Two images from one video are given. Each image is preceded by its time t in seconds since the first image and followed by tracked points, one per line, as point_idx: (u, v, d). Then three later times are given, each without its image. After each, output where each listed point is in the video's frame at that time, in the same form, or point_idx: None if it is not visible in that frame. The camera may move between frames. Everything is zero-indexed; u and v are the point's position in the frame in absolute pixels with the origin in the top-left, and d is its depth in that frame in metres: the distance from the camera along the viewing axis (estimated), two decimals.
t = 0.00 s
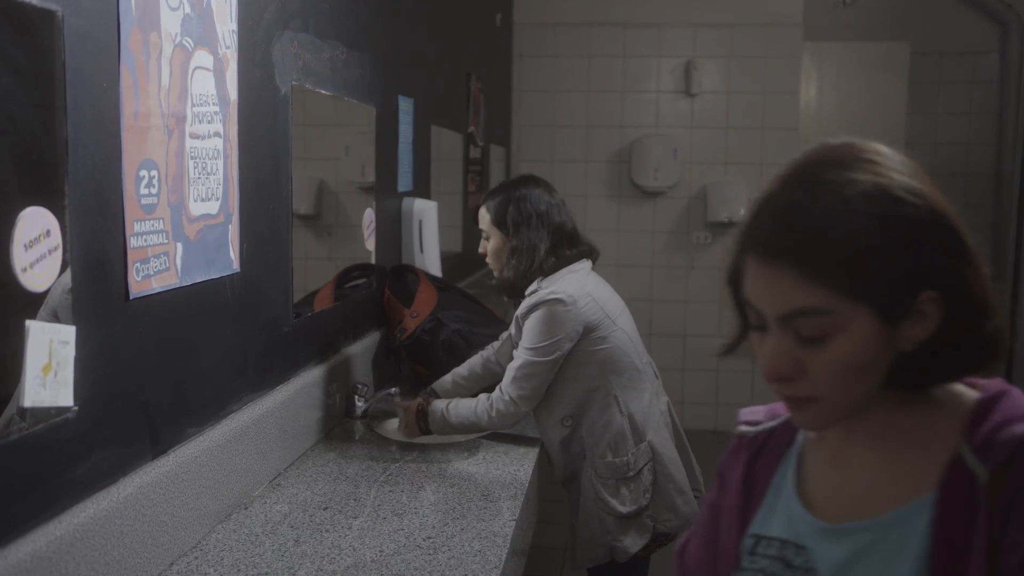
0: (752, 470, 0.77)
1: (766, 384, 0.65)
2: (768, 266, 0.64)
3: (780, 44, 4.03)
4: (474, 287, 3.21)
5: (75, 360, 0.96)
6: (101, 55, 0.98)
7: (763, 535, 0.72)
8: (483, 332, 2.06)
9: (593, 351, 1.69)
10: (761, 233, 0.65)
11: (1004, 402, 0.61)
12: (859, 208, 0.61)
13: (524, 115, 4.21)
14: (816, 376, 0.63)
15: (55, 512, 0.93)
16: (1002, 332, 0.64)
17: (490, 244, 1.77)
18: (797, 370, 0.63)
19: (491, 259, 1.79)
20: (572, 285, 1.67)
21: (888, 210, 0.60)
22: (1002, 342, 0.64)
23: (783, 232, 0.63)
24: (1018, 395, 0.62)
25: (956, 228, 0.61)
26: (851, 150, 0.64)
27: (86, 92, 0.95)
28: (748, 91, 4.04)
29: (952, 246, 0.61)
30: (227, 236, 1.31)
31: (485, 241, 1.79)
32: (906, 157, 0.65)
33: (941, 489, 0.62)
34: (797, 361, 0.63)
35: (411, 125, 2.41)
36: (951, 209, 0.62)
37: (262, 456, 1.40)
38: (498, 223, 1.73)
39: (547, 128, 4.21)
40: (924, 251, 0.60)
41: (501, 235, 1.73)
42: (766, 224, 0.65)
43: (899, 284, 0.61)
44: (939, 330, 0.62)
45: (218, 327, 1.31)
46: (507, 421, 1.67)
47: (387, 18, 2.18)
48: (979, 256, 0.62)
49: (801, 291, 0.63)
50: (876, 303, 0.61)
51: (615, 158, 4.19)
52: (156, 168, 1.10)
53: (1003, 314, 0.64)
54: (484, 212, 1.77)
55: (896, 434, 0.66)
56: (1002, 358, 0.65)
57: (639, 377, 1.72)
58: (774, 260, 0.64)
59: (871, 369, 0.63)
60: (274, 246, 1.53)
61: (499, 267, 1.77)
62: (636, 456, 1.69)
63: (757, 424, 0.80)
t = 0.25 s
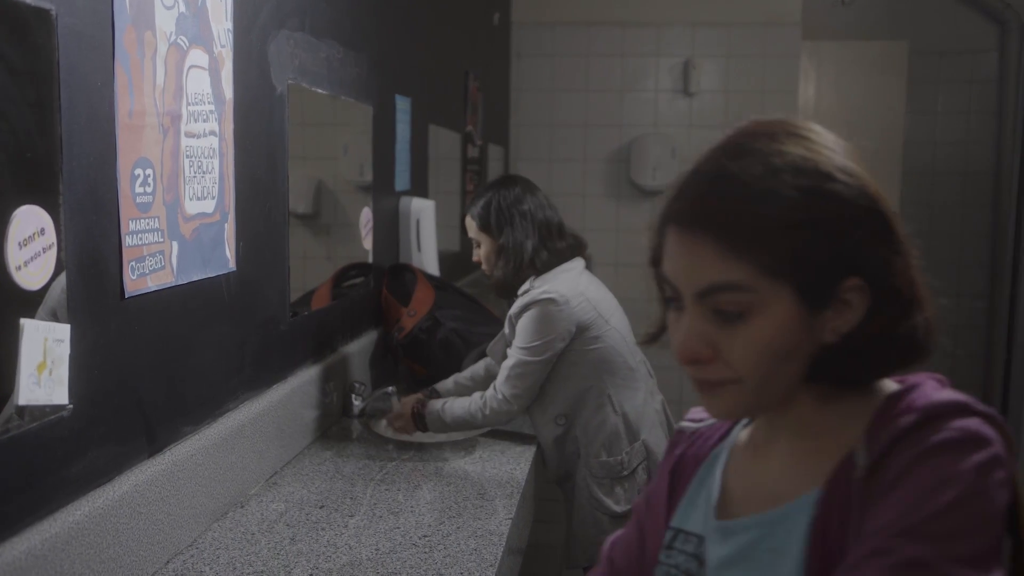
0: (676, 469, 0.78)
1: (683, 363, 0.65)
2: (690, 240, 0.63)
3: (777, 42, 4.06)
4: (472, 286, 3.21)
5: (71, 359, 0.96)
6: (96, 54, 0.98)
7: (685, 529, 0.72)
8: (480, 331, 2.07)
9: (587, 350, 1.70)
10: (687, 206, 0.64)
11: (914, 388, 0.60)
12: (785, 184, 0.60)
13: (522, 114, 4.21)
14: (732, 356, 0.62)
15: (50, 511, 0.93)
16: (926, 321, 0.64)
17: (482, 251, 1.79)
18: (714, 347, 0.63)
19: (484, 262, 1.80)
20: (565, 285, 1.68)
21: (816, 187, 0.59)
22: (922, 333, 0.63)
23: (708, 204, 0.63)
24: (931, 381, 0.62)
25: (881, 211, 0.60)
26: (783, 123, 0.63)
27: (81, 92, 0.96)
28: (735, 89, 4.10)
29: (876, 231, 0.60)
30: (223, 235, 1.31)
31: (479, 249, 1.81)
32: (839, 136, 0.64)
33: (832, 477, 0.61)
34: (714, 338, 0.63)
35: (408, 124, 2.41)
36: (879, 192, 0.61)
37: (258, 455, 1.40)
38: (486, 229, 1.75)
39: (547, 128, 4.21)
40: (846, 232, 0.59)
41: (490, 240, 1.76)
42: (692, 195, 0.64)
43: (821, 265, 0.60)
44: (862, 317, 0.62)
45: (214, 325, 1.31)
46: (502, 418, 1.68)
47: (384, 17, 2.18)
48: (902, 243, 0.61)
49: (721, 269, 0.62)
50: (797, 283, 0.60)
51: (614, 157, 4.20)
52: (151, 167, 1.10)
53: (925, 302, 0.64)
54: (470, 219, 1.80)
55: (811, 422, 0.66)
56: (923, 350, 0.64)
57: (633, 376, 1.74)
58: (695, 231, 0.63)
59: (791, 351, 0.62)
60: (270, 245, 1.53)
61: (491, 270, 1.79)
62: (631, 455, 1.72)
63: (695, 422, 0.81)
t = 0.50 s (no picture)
0: (602, 461, 0.78)
1: (611, 346, 0.64)
2: (626, 224, 0.62)
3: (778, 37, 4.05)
4: (473, 281, 3.21)
5: (73, 352, 0.96)
6: (98, 47, 0.98)
7: (603, 514, 0.73)
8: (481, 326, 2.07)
9: (589, 343, 1.69)
10: (627, 188, 0.62)
11: (830, 391, 0.61)
12: (731, 178, 0.58)
13: (523, 110, 4.21)
14: (659, 345, 0.61)
15: (53, 503, 0.93)
16: (858, 324, 0.63)
17: (485, 246, 1.82)
18: (642, 336, 0.62)
19: (487, 256, 1.82)
20: (569, 276, 1.66)
21: (760, 185, 0.58)
22: (853, 335, 0.63)
23: (648, 190, 0.61)
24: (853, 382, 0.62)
25: (822, 213, 0.59)
26: (732, 114, 0.61)
27: (83, 86, 0.96)
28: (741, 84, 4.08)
29: (815, 232, 0.59)
30: (224, 228, 1.31)
31: (481, 244, 1.84)
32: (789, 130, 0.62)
33: (735, 477, 0.62)
34: (643, 326, 0.61)
35: (409, 119, 2.41)
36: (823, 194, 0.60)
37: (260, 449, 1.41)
38: (486, 223, 1.78)
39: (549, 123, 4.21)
40: (784, 232, 0.58)
41: (491, 233, 1.78)
42: (635, 178, 0.62)
43: (754, 263, 0.58)
44: (794, 315, 0.60)
45: (216, 319, 1.31)
46: (504, 409, 1.68)
47: (385, 12, 2.18)
48: (839, 245, 0.60)
49: (652, 258, 0.60)
50: (728, 280, 0.59)
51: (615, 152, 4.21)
52: (152, 160, 1.10)
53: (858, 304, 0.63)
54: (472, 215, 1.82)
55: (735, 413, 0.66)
56: (854, 351, 0.64)
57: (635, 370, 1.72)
58: (631, 214, 0.61)
59: (719, 345, 0.61)
60: (271, 239, 1.53)
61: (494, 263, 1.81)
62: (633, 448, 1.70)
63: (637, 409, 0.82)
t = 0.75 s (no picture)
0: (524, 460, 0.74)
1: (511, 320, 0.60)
2: (535, 197, 0.59)
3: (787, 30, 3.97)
4: (479, 275, 3.19)
5: (82, 344, 0.96)
6: (107, 40, 0.98)
7: (514, 519, 0.68)
8: (489, 318, 2.05)
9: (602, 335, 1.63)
10: (540, 161, 0.59)
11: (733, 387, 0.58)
12: (650, 153, 0.56)
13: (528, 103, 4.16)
14: (562, 323, 0.58)
15: (63, 495, 0.93)
16: (769, 315, 0.62)
17: (491, 237, 1.80)
18: (544, 313, 0.59)
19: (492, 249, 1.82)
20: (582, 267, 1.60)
21: (681, 162, 0.56)
22: (764, 327, 0.62)
23: (562, 160, 0.58)
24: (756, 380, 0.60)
25: (739, 200, 0.58)
26: (656, 95, 0.60)
27: (92, 78, 0.96)
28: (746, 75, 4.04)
29: (731, 217, 0.57)
30: (232, 221, 1.31)
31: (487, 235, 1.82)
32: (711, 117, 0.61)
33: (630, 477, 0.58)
34: (545, 303, 0.58)
35: (416, 112, 2.41)
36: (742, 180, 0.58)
37: (268, 442, 1.41)
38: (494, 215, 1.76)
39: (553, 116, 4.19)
40: (698, 214, 0.56)
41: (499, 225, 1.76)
42: (552, 145, 0.59)
43: (665, 243, 0.56)
44: (703, 301, 0.59)
45: (224, 312, 1.31)
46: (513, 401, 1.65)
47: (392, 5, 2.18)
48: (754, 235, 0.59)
49: (560, 232, 0.57)
50: (637, 259, 0.56)
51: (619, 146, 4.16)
52: (160, 153, 1.10)
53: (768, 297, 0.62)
54: (480, 206, 1.80)
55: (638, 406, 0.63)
56: (761, 346, 0.62)
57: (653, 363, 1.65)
58: (544, 181, 0.59)
59: (623, 329, 0.58)
60: (279, 232, 1.53)
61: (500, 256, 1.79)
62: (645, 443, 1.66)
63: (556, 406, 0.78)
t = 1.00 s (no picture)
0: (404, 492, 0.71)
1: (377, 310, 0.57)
2: (407, 180, 0.57)
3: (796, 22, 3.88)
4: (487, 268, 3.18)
5: (95, 336, 0.97)
6: (119, 32, 0.99)
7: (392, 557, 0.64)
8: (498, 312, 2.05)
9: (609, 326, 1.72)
10: (414, 140, 0.57)
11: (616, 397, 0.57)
12: (531, 135, 0.54)
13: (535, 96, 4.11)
14: (428, 314, 0.56)
15: (76, 486, 0.94)
16: (653, 320, 0.61)
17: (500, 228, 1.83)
18: (410, 302, 0.56)
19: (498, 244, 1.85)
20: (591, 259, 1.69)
21: (562, 146, 0.54)
22: (647, 331, 0.60)
23: (438, 139, 0.56)
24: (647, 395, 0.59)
25: (623, 194, 0.56)
26: (551, 80, 0.59)
27: (103, 71, 0.96)
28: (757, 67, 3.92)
29: (613, 210, 0.55)
30: (243, 215, 1.31)
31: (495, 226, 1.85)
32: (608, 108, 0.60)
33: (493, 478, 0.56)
34: (413, 292, 0.56)
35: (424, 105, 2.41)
36: (630, 174, 0.57)
37: (278, 434, 1.41)
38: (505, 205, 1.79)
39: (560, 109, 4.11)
40: (578, 203, 0.54)
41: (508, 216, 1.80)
42: (430, 125, 0.57)
43: (538, 233, 0.54)
44: (583, 299, 0.56)
45: (235, 305, 1.32)
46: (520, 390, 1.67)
47: None
48: (639, 233, 0.58)
49: (431, 215, 0.55)
50: (514, 248, 0.55)
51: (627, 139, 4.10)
52: (172, 146, 1.10)
53: (653, 302, 0.60)
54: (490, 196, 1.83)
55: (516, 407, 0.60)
56: (644, 353, 0.61)
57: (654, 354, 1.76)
58: (418, 163, 0.56)
59: (495, 322, 0.56)
60: (289, 225, 1.53)
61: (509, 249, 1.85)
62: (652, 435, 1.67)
63: (433, 427, 0.76)
